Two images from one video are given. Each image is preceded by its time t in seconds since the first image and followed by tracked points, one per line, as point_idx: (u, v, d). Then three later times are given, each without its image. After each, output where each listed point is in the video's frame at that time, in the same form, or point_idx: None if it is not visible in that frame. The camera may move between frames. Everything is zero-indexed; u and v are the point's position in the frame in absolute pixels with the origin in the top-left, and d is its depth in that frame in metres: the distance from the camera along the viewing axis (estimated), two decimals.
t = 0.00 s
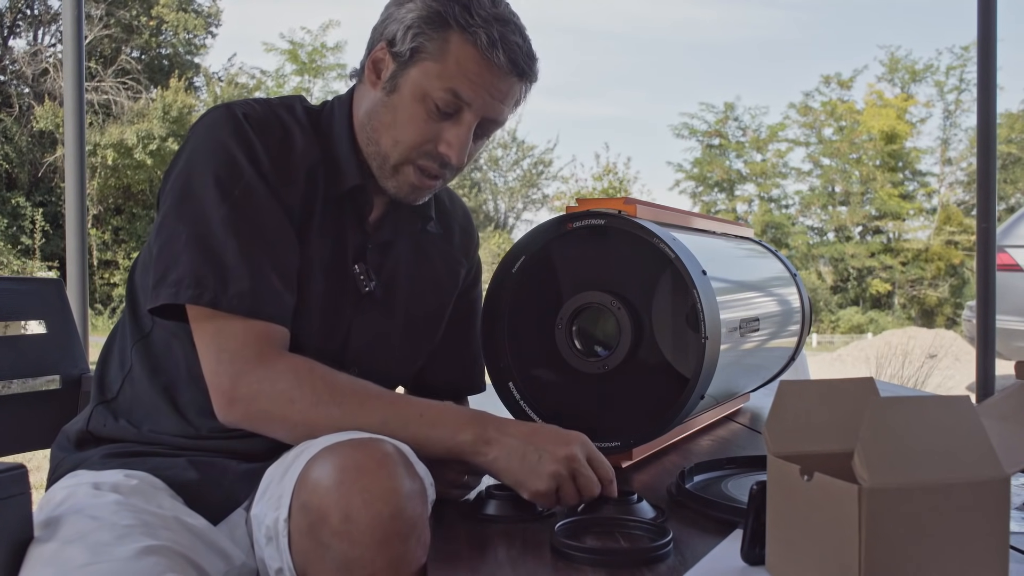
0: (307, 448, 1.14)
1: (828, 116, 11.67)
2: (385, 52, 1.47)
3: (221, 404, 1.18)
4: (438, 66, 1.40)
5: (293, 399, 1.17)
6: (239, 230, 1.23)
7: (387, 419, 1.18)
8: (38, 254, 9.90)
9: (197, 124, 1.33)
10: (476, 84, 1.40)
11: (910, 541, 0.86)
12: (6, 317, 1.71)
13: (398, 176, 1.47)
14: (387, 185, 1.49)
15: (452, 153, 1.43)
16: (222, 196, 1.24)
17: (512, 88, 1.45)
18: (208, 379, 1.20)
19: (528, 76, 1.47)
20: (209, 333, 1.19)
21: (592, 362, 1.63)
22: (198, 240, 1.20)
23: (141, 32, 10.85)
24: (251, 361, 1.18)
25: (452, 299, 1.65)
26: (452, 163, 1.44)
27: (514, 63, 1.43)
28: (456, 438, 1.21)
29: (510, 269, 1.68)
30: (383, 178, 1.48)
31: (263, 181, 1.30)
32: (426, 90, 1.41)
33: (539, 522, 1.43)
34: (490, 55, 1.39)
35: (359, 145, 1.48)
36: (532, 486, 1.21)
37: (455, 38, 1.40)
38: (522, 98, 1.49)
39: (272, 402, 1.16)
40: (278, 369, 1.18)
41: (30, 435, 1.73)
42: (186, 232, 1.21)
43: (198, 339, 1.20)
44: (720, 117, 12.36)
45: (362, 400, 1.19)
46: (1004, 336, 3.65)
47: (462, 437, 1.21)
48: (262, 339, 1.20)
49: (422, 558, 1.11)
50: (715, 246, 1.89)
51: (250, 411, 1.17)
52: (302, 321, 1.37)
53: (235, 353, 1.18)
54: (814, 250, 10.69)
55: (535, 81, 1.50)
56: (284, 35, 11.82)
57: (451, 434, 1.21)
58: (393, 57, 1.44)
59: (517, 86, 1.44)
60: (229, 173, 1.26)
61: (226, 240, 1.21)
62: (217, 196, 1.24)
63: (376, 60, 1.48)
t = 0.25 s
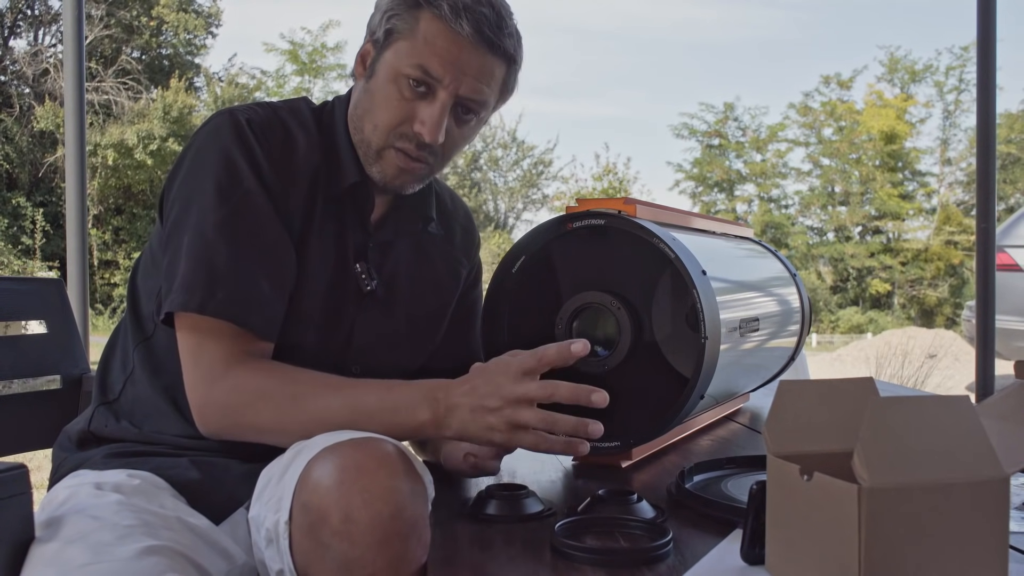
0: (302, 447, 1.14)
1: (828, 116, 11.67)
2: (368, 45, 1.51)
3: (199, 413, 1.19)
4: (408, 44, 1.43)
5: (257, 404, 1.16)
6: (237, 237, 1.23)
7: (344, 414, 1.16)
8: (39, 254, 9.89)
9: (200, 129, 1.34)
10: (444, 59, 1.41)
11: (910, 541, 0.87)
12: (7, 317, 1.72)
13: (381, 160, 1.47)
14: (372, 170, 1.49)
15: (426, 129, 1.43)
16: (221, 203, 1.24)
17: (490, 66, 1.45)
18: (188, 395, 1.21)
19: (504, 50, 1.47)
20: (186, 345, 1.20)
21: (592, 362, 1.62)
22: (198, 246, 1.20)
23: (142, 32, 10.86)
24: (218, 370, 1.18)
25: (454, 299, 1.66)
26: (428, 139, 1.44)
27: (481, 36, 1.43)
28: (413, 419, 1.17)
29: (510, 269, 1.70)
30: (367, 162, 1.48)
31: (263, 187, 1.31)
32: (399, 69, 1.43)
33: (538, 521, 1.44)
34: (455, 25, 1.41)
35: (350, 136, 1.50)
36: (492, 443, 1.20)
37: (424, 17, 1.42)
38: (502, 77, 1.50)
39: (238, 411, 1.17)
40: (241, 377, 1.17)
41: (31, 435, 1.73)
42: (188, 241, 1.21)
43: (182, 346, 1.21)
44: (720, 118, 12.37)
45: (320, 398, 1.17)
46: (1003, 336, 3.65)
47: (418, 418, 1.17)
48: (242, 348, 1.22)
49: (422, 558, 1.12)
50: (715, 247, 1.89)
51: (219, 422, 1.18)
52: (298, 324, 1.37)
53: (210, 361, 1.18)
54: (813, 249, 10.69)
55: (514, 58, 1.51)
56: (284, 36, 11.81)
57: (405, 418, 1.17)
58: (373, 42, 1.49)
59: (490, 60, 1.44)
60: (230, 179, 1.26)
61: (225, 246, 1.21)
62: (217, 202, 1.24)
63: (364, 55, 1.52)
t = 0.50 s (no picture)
0: (293, 449, 1.14)
1: (827, 116, 11.67)
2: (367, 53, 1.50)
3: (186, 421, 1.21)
4: (404, 56, 1.41)
5: (224, 410, 1.18)
6: (232, 246, 1.24)
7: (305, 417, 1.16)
8: (40, 254, 9.89)
9: (200, 133, 1.35)
10: (438, 70, 1.40)
11: (909, 542, 0.87)
12: (8, 317, 1.72)
13: (377, 168, 1.46)
14: (369, 178, 1.48)
15: (421, 141, 1.42)
16: (215, 212, 1.24)
17: (487, 76, 1.43)
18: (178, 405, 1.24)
19: (501, 60, 1.44)
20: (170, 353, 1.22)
21: (592, 362, 1.63)
22: (194, 254, 1.21)
23: (142, 33, 10.87)
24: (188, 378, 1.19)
25: (456, 300, 1.67)
26: (424, 151, 1.43)
27: (477, 48, 1.40)
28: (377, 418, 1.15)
29: (510, 269, 1.70)
30: (364, 171, 1.48)
31: (260, 195, 1.31)
32: (395, 80, 1.42)
33: (537, 522, 1.44)
34: (449, 37, 1.39)
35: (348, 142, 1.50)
36: (450, 433, 1.13)
37: (419, 27, 1.41)
38: (501, 87, 1.48)
39: (213, 418, 1.18)
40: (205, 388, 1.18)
41: (32, 435, 1.73)
42: (184, 248, 1.22)
43: (173, 352, 1.21)
44: (719, 118, 12.38)
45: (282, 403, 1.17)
46: (1003, 336, 3.65)
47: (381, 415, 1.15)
48: (229, 355, 1.22)
49: (422, 558, 1.12)
50: (715, 247, 1.89)
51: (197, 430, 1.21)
52: (297, 332, 1.37)
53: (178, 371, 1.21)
54: (813, 249, 10.69)
55: (512, 67, 1.48)
56: (285, 36, 11.81)
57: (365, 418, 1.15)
58: (370, 51, 1.48)
59: (485, 71, 1.42)
60: (225, 187, 1.27)
61: (220, 256, 1.22)
62: (211, 210, 1.24)
63: (362, 62, 1.51)
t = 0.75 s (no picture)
0: (302, 449, 1.15)
1: (827, 116, 11.67)
2: (376, 67, 1.48)
3: (196, 415, 1.20)
4: (431, 80, 1.41)
5: (242, 412, 1.18)
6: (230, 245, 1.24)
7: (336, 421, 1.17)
8: (40, 254, 9.87)
9: (199, 132, 1.35)
10: (474, 94, 1.40)
11: (906, 543, 0.87)
12: (8, 317, 1.72)
13: (411, 189, 1.49)
14: (400, 197, 1.51)
15: (459, 162, 1.44)
16: (213, 212, 1.25)
17: (511, 93, 1.44)
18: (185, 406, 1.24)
19: (524, 73, 1.44)
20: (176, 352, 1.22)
21: (592, 363, 1.62)
22: (192, 254, 1.22)
23: (143, 33, 10.87)
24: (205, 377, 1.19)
25: (454, 301, 1.67)
26: (460, 170, 1.46)
27: (509, 66, 1.41)
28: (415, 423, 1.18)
29: (509, 269, 1.70)
30: (396, 191, 1.50)
31: (258, 196, 1.31)
32: (424, 105, 1.43)
33: (538, 521, 1.44)
34: (483, 62, 1.38)
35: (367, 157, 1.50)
36: (498, 455, 1.19)
37: (444, 50, 1.40)
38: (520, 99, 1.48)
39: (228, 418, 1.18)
40: (224, 385, 1.19)
41: (32, 435, 1.73)
42: (182, 249, 1.23)
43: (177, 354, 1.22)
44: (719, 118, 12.38)
45: (312, 403, 1.18)
46: (1003, 336, 3.65)
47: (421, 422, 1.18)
48: (226, 356, 1.21)
49: (422, 559, 1.12)
50: (715, 247, 1.90)
51: (206, 427, 1.20)
52: (297, 331, 1.38)
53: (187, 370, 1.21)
54: (813, 249, 10.68)
55: (531, 76, 1.47)
56: (285, 36, 11.81)
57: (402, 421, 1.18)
58: (386, 72, 1.46)
59: (512, 89, 1.42)
60: (222, 185, 1.27)
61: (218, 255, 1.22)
62: (210, 209, 1.25)
63: (369, 75, 1.49)
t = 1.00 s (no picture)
0: (310, 447, 1.15)
1: (827, 116, 11.70)
2: (380, 83, 1.45)
3: (232, 397, 1.19)
4: (442, 100, 1.42)
5: (293, 397, 1.17)
6: (241, 233, 1.25)
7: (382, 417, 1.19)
8: (41, 254, 9.87)
9: (197, 131, 1.35)
10: (483, 107, 1.43)
11: (904, 543, 0.87)
12: (9, 317, 1.73)
13: (420, 197, 1.50)
14: (410, 205, 1.52)
15: (467, 172, 1.46)
16: (223, 202, 1.26)
17: (511, 101, 1.47)
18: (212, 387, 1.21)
19: (526, 84, 1.48)
20: (215, 333, 1.21)
21: (592, 362, 1.63)
22: (204, 244, 1.22)
23: (143, 34, 10.89)
24: (256, 358, 1.19)
25: (451, 297, 1.67)
26: (466, 180, 1.48)
27: (514, 82, 1.45)
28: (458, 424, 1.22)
29: (510, 269, 1.70)
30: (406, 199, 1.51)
31: (264, 188, 1.32)
32: (435, 121, 1.43)
33: (538, 521, 1.44)
34: (493, 82, 1.41)
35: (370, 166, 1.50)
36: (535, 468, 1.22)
37: (454, 70, 1.41)
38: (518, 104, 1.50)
39: (276, 401, 1.17)
40: (278, 369, 1.18)
41: (33, 434, 1.74)
42: (192, 238, 1.23)
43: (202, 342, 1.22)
44: (719, 119, 12.39)
45: (364, 395, 1.20)
46: (1003, 337, 3.65)
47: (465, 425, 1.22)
48: (266, 340, 1.21)
49: (422, 558, 1.12)
50: (715, 247, 1.90)
51: (246, 410, 1.18)
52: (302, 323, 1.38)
53: (238, 350, 1.19)
54: (813, 250, 10.69)
55: (532, 86, 1.50)
56: (285, 36, 11.81)
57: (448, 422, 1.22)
58: (393, 91, 1.44)
59: (513, 100, 1.46)
60: (230, 176, 1.28)
61: (229, 244, 1.23)
62: (219, 199, 1.26)
63: (371, 90, 1.46)
